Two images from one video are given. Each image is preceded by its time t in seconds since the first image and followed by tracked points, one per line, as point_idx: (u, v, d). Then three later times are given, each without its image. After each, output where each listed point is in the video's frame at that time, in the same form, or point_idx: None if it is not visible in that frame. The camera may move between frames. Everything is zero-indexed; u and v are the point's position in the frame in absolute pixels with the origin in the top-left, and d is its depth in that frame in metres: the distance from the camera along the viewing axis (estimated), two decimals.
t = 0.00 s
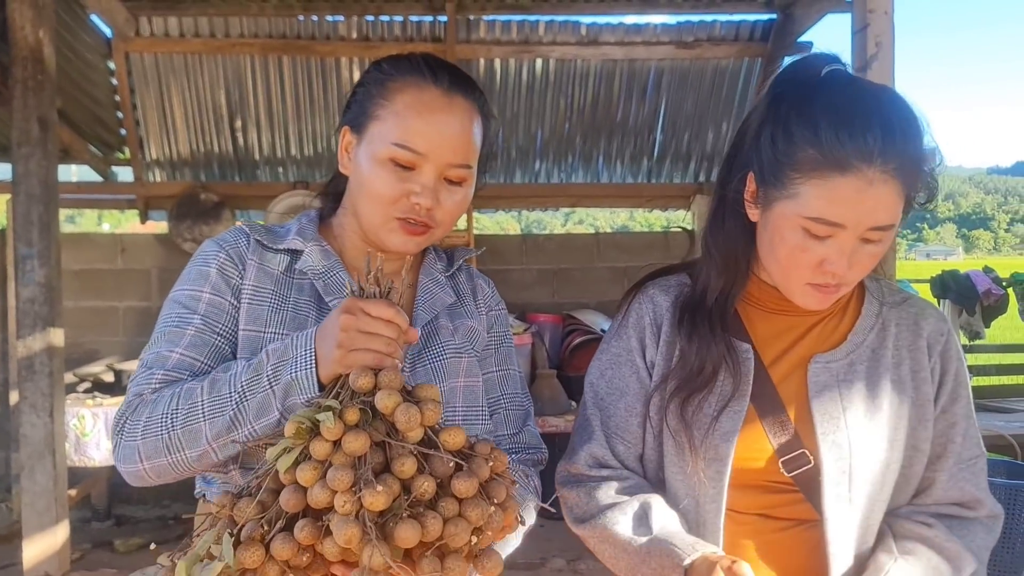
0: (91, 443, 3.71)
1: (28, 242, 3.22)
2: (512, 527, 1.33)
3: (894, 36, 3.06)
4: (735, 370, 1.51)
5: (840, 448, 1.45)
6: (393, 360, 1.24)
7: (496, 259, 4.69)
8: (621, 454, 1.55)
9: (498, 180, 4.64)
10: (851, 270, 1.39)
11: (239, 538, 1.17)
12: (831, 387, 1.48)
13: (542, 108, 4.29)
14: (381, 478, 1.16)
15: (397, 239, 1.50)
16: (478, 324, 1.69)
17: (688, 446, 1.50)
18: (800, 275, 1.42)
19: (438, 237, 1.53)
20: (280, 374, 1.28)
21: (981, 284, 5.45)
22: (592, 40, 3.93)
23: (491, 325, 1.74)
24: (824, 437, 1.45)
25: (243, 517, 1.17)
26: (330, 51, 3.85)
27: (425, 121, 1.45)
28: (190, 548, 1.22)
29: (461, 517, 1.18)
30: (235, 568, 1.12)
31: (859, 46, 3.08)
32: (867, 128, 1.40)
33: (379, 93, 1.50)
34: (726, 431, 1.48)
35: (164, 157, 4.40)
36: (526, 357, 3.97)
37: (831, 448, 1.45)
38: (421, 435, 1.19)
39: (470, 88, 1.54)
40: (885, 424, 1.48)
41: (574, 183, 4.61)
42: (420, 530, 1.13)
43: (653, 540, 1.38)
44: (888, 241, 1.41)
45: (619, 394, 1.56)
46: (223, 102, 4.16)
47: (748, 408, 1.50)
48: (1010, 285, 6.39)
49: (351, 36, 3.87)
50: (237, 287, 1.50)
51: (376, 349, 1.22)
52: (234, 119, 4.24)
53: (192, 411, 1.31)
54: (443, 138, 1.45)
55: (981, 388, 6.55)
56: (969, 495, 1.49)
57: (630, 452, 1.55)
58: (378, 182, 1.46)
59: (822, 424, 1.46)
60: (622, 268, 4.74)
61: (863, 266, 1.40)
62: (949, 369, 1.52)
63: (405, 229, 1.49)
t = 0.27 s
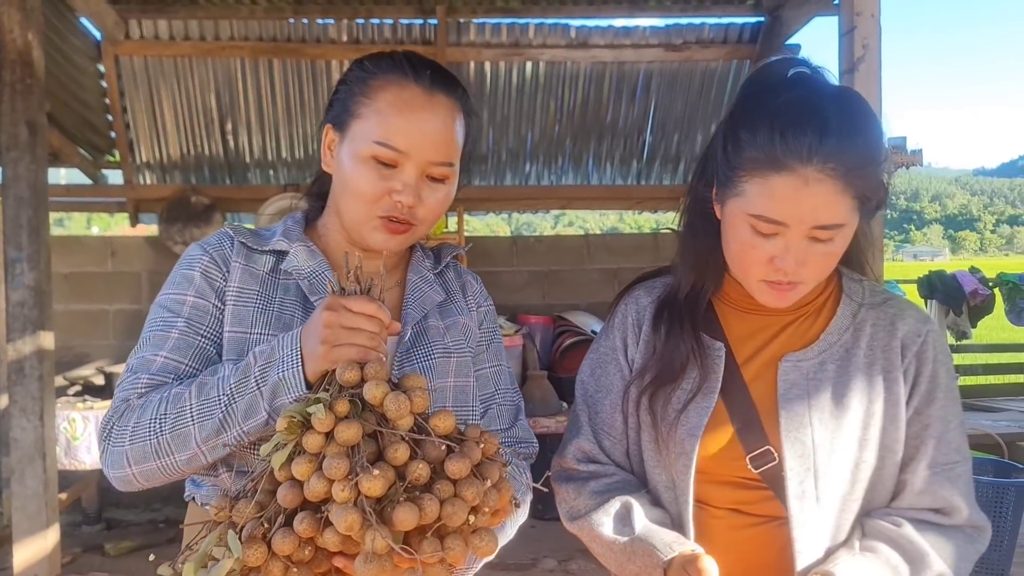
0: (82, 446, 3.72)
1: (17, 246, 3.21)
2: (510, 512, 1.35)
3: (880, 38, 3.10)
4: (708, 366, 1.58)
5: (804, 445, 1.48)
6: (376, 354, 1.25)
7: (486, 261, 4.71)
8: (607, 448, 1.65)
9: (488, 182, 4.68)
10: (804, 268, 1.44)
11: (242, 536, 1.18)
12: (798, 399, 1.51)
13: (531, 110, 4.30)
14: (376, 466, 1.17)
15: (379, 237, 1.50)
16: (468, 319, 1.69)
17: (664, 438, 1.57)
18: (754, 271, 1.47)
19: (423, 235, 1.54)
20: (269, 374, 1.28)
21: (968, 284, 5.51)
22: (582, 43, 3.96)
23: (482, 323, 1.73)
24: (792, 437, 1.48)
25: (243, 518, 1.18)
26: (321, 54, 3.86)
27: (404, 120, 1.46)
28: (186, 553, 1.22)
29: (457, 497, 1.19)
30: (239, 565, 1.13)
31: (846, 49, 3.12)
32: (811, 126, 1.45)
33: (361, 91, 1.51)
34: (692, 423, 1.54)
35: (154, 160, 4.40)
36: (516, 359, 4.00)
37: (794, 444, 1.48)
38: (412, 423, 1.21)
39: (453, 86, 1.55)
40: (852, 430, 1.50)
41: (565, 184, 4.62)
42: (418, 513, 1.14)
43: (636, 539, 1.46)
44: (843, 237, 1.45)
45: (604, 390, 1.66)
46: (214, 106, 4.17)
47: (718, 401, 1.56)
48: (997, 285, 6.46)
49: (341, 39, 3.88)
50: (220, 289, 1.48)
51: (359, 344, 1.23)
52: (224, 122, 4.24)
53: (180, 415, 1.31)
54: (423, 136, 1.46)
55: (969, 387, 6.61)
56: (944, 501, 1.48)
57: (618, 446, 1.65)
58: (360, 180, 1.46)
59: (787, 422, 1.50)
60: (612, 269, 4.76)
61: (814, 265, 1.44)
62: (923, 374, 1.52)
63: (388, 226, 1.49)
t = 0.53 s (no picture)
0: (68, 451, 3.69)
1: (3, 249, 3.14)
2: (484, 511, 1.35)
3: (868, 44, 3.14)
4: (680, 365, 1.58)
5: (759, 443, 1.46)
6: (344, 362, 1.24)
7: (474, 264, 4.70)
8: (591, 445, 1.67)
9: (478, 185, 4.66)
10: (748, 263, 1.44)
11: (215, 545, 1.16)
12: (768, 404, 1.49)
13: (520, 114, 4.31)
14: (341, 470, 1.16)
15: (358, 236, 1.49)
16: (449, 323, 1.68)
17: (637, 435, 1.59)
18: (706, 265, 1.47)
19: (399, 233, 1.53)
20: (246, 389, 1.28)
21: (954, 288, 5.55)
22: (571, 47, 3.97)
23: (465, 326, 1.72)
24: (749, 432, 1.47)
25: (216, 527, 1.17)
26: (310, 57, 3.86)
27: (375, 117, 1.45)
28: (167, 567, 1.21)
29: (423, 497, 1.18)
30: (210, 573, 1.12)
31: (834, 53, 3.16)
32: (762, 118, 1.46)
33: (330, 90, 1.49)
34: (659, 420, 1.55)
35: (141, 163, 4.38)
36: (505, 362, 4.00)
37: (750, 442, 1.46)
38: (377, 426, 1.20)
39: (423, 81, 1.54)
40: (810, 433, 1.47)
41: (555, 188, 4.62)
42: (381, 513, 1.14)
43: (604, 524, 1.48)
44: (789, 233, 1.44)
45: (585, 387, 1.69)
46: (202, 109, 4.15)
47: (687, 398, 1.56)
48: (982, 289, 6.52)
49: (330, 42, 3.90)
50: (194, 306, 1.47)
51: (326, 353, 1.24)
52: (212, 124, 4.22)
53: (163, 438, 1.30)
54: (396, 132, 1.45)
55: (956, 390, 6.67)
56: (899, 504, 1.42)
57: (598, 442, 1.67)
58: (335, 178, 1.45)
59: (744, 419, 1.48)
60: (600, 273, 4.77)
61: (759, 260, 1.44)
62: (887, 375, 1.46)
63: (365, 224, 1.48)
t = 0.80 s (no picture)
0: (60, 453, 3.69)
1: None
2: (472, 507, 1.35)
3: (858, 48, 3.16)
4: (666, 362, 1.60)
5: (734, 434, 1.46)
6: (331, 361, 1.25)
7: (467, 267, 4.71)
8: (580, 440, 1.70)
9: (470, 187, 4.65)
10: (707, 242, 1.47)
11: (204, 541, 1.16)
12: (751, 401, 1.48)
13: (513, 117, 4.32)
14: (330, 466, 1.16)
15: (339, 229, 1.49)
16: (436, 321, 1.69)
17: (623, 429, 1.62)
18: (674, 245, 1.51)
19: (377, 226, 1.53)
20: (236, 391, 1.28)
21: (945, 290, 5.59)
22: (564, 49, 3.99)
23: (451, 326, 1.73)
24: (723, 422, 1.47)
25: (204, 523, 1.17)
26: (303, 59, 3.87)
27: (342, 111, 1.46)
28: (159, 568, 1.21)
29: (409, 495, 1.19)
30: (200, 568, 1.12)
31: (825, 57, 3.17)
32: (711, 100, 1.52)
33: (296, 91, 1.49)
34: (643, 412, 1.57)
35: (134, 165, 4.38)
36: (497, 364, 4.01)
37: (725, 434, 1.46)
38: (363, 424, 1.20)
39: (389, 76, 1.54)
40: (789, 427, 1.46)
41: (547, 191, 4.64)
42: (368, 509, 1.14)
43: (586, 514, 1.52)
44: (744, 214, 1.47)
45: (576, 382, 1.72)
46: (195, 111, 4.15)
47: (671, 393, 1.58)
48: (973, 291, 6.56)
49: (323, 44, 3.92)
50: (180, 312, 1.46)
51: (313, 352, 1.25)
52: (205, 126, 4.23)
53: (156, 443, 1.30)
54: (365, 124, 1.46)
55: (947, 392, 6.71)
56: (859, 497, 1.38)
57: (586, 437, 1.70)
58: (309, 175, 1.46)
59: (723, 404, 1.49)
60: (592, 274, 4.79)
61: (718, 239, 1.47)
62: (864, 368, 1.45)
63: (344, 217, 1.49)
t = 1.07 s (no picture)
0: (57, 454, 3.68)
1: None
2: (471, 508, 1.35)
3: (855, 51, 3.17)
4: (665, 355, 1.62)
5: (726, 424, 1.48)
6: (336, 362, 1.26)
7: (465, 268, 4.72)
8: (576, 434, 1.71)
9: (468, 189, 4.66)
10: (705, 233, 1.48)
11: (210, 539, 1.16)
12: (744, 394, 1.50)
13: (511, 119, 4.33)
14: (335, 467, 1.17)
15: (325, 219, 1.48)
16: (434, 322, 1.70)
17: (619, 421, 1.63)
18: (674, 238, 1.52)
19: (367, 217, 1.52)
20: (242, 389, 1.28)
21: (942, 292, 5.60)
22: (562, 51, 4.00)
23: (449, 326, 1.74)
24: (715, 414, 1.49)
25: (210, 520, 1.17)
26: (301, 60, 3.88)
27: (321, 102, 1.47)
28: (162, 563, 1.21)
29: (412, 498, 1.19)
30: (204, 564, 1.13)
31: (822, 60, 3.19)
32: (707, 93, 1.54)
33: (280, 89, 1.53)
34: (641, 403, 1.58)
35: (132, 165, 4.38)
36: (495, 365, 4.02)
37: (717, 423, 1.48)
38: (368, 426, 1.21)
39: (369, 69, 1.57)
40: (782, 417, 1.46)
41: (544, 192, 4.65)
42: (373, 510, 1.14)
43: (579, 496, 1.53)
44: (742, 203, 1.47)
45: (571, 376, 1.74)
46: (193, 111, 4.16)
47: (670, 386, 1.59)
48: (969, 294, 6.57)
49: (321, 45, 3.93)
50: (182, 310, 1.46)
51: (318, 353, 1.25)
52: (203, 127, 4.23)
53: (162, 440, 1.30)
54: (344, 112, 1.48)
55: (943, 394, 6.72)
56: (840, 486, 1.38)
57: (581, 431, 1.71)
58: (292, 166, 1.46)
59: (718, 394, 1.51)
60: (590, 276, 4.80)
61: (719, 230, 1.47)
62: (856, 363, 1.45)
63: (331, 207, 1.48)
